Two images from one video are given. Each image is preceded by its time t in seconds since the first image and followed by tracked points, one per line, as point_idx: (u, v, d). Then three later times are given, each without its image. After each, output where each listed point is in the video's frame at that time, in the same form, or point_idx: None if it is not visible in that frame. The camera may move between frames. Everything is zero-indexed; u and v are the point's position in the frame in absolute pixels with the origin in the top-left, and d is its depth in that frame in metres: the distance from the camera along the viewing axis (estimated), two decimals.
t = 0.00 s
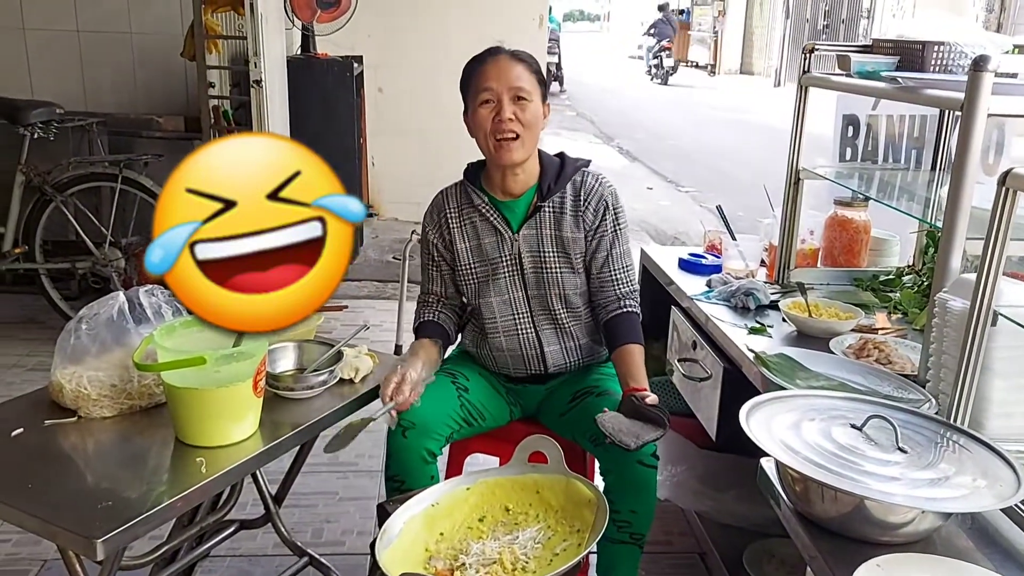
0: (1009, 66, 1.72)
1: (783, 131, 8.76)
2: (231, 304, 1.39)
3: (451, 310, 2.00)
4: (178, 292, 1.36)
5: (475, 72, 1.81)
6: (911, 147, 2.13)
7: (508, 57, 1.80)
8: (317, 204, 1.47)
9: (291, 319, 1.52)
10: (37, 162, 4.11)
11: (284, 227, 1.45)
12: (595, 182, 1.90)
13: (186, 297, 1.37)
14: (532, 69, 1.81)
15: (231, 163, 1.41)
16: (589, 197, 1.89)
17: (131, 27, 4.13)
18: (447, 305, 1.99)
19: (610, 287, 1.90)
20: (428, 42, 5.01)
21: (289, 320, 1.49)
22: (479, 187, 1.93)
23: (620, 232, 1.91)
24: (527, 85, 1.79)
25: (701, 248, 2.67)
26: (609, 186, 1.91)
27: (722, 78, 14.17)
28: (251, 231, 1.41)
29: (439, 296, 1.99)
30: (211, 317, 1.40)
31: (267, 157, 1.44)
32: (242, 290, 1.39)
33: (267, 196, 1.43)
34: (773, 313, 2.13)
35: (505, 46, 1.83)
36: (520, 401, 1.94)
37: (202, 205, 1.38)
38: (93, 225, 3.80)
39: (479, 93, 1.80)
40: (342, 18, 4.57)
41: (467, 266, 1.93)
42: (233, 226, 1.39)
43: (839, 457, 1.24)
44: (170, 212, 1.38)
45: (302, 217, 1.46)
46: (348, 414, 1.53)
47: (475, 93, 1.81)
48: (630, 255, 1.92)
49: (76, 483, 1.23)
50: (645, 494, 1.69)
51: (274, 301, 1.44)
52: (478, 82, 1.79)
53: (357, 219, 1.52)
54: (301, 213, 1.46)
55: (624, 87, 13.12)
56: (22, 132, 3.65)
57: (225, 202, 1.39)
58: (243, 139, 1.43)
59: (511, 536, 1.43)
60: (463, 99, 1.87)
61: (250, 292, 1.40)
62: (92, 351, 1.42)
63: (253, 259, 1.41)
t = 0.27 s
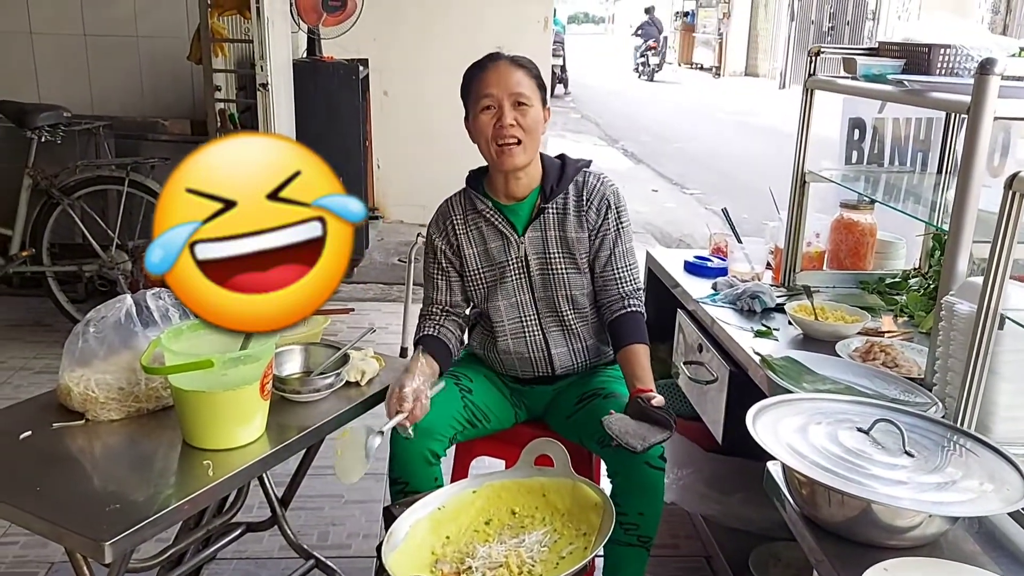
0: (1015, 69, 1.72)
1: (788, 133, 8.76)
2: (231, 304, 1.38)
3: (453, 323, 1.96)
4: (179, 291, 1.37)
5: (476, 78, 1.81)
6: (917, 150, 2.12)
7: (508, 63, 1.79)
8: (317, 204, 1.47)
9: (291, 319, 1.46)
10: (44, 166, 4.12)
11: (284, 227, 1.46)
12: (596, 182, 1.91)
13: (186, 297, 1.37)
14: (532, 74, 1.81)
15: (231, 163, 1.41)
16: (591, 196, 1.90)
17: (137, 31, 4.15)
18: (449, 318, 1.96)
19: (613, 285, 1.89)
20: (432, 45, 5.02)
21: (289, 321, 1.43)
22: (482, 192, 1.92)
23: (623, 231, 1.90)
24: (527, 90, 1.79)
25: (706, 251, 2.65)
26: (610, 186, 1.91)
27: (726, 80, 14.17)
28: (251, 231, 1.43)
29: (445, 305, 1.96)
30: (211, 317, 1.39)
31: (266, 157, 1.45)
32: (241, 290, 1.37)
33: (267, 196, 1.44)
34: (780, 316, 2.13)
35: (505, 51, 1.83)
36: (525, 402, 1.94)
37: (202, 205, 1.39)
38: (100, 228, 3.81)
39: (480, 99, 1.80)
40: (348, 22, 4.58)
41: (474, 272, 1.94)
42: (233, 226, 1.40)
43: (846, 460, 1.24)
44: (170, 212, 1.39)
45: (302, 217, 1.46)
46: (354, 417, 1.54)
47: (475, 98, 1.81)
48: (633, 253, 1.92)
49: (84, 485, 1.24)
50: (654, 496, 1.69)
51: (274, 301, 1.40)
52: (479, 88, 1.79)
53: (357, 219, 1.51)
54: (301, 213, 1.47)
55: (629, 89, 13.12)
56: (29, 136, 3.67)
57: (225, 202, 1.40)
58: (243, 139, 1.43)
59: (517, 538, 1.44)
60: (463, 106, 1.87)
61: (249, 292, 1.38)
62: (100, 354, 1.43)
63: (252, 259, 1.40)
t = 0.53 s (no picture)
0: None
1: (794, 134, 8.74)
2: (231, 304, 1.38)
3: (462, 338, 1.92)
4: (179, 292, 1.35)
5: (474, 92, 1.80)
6: (924, 151, 2.10)
7: (505, 76, 1.79)
8: (317, 204, 1.44)
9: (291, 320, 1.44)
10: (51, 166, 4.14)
11: (284, 227, 1.43)
12: (599, 191, 1.90)
13: (186, 297, 1.35)
14: (529, 86, 1.80)
15: (230, 163, 1.39)
16: (594, 205, 1.89)
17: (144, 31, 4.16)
18: (458, 333, 1.92)
19: (621, 292, 1.90)
20: (438, 45, 5.02)
21: (290, 323, 1.43)
22: (484, 207, 1.91)
23: (628, 239, 1.90)
24: (526, 103, 1.78)
25: (713, 252, 2.66)
26: (612, 194, 1.91)
27: (732, 81, 14.15)
28: (250, 231, 1.40)
29: (453, 321, 1.93)
30: (211, 317, 1.38)
31: (266, 157, 1.42)
32: (242, 290, 1.36)
33: (267, 196, 1.41)
34: (785, 317, 2.12)
35: (501, 64, 1.82)
36: (532, 404, 1.94)
37: (202, 205, 1.37)
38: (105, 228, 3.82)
39: (478, 115, 1.79)
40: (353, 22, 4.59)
41: (482, 287, 1.93)
42: (233, 226, 1.38)
43: (853, 462, 1.23)
44: (169, 212, 1.36)
45: (302, 217, 1.43)
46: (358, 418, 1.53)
47: (473, 114, 1.79)
48: (639, 258, 1.93)
49: (89, 485, 1.24)
50: (663, 495, 1.69)
51: (274, 301, 1.39)
52: (477, 103, 1.78)
53: (358, 219, 1.48)
54: (301, 213, 1.44)
55: (634, 90, 13.12)
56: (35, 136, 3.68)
57: (225, 202, 1.37)
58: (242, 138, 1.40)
59: (523, 540, 1.43)
60: (462, 121, 1.86)
61: (250, 293, 1.36)
62: (105, 353, 1.43)
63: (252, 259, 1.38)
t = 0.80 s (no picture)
0: None
1: (799, 135, 8.73)
2: (230, 305, 1.38)
3: (466, 339, 1.92)
4: (178, 291, 1.36)
5: (478, 96, 1.80)
6: (929, 152, 2.11)
7: (511, 80, 1.78)
8: (317, 204, 1.44)
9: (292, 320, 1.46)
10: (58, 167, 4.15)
11: (284, 227, 1.43)
12: (602, 194, 1.90)
13: (185, 296, 1.36)
14: (535, 91, 1.80)
15: (230, 164, 1.38)
16: (598, 209, 1.89)
17: (150, 33, 4.17)
18: (462, 334, 1.92)
19: (626, 296, 1.89)
20: (443, 47, 5.03)
21: (290, 322, 1.44)
22: (489, 209, 1.92)
23: (632, 242, 1.91)
24: (531, 108, 1.78)
25: (717, 254, 2.66)
26: (616, 197, 1.91)
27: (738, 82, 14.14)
28: (250, 231, 1.39)
29: (457, 321, 1.93)
30: (211, 318, 1.39)
31: (266, 157, 1.42)
32: (242, 290, 1.37)
33: (267, 196, 1.41)
34: (790, 319, 2.11)
35: (506, 68, 1.82)
36: (535, 404, 1.94)
37: (202, 204, 1.37)
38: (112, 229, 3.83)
39: (484, 120, 1.79)
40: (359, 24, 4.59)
41: (486, 288, 1.93)
42: (233, 227, 1.37)
43: (858, 464, 1.23)
44: (170, 212, 1.36)
45: (302, 217, 1.43)
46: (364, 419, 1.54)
47: (479, 119, 1.80)
48: (643, 261, 1.93)
49: (94, 485, 1.24)
50: (669, 497, 1.68)
51: (274, 302, 1.40)
52: (483, 108, 1.79)
53: (358, 218, 1.49)
54: (301, 213, 1.44)
55: (639, 92, 13.11)
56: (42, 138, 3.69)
57: (225, 202, 1.37)
58: (242, 138, 1.40)
59: (527, 541, 1.43)
60: (468, 125, 1.86)
61: (250, 292, 1.38)
62: (111, 354, 1.43)
63: (252, 259, 1.38)
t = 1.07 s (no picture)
0: None
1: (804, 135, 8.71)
2: (230, 305, 1.38)
3: (472, 337, 1.93)
4: (178, 290, 1.36)
5: (490, 102, 1.80)
6: (935, 151, 2.10)
7: (523, 87, 1.78)
8: (317, 204, 1.44)
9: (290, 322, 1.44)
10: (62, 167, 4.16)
11: (284, 227, 1.43)
12: (609, 203, 1.89)
13: (184, 296, 1.36)
14: (547, 99, 1.80)
15: (230, 164, 1.38)
16: (603, 218, 1.88)
17: (154, 33, 4.18)
18: (468, 332, 1.93)
19: (631, 301, 1.89)
20: (447, 47, 5.03)
21: (290, 324, 1.44)
22: (497, 212, 1.91)
23: (638, 248, 1.90)
24: (542, 117, 1.78)
25: (721, 253, 2.66)
26: (623, 205, 1.90)
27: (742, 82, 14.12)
28: (250, 231, 1.39)
29: (463, 319, 1.94)
30: (211, 318, 1.39)
31: (266, 157, 1.42)
32: (243, 290, 1.37)
33: (267, 196, 1.41)
34: (794, 319, 2.10)
35: (519, 73, 1.82)
36: (538, 402, 1.93)
37: (202, 204, 1.37)
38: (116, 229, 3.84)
39: (494, 125, 1.79)
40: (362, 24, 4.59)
41: (491, 291, 1.94)
42: (233, 226, 1.37)
43: (863, 464, 1.22)
44: (170, 212, 1.37)
45: (302, 217, 1.43)
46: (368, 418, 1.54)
47: (489, 124, 1.80)
48: (649, 267, 1.92)
49: (98, 485, 1.24)
50: (673, 496, 1.68)
51: (274, 302, 1.40)
52: (493, 114, 1.79)
53: (357, 218, 1.49)
54: (301, 213, 1.44)
55: (643, 91, 13.10)
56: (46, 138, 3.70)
57: (225, 202, 1.37)
58: (241, 138, 1.40)
59: (531, 541, 1.43)
60: (478, 128, 1.87)
61: (250, 292, 1.37)
62: (115, 354, 1.44)
63: (252, 259, 1.38)
